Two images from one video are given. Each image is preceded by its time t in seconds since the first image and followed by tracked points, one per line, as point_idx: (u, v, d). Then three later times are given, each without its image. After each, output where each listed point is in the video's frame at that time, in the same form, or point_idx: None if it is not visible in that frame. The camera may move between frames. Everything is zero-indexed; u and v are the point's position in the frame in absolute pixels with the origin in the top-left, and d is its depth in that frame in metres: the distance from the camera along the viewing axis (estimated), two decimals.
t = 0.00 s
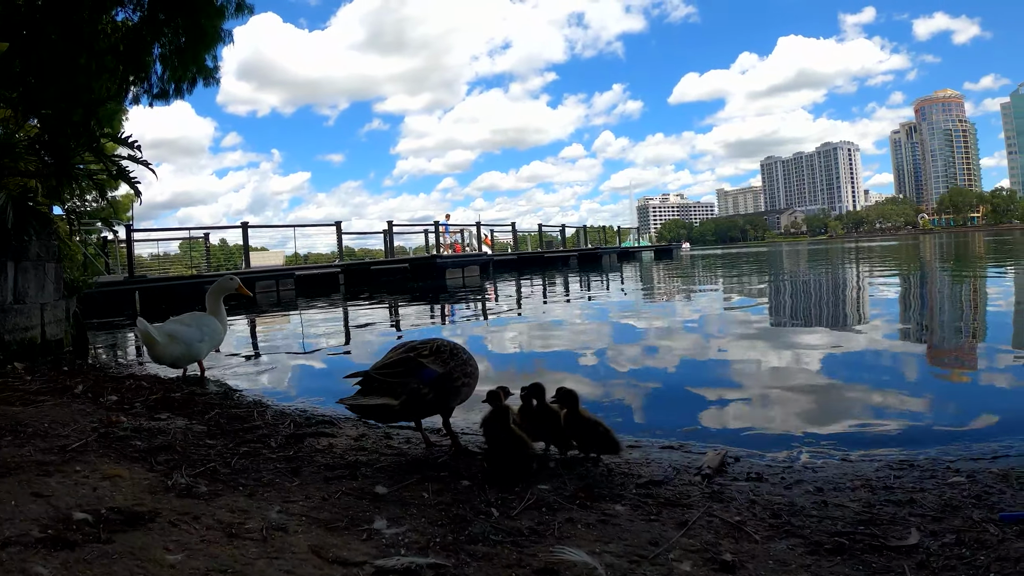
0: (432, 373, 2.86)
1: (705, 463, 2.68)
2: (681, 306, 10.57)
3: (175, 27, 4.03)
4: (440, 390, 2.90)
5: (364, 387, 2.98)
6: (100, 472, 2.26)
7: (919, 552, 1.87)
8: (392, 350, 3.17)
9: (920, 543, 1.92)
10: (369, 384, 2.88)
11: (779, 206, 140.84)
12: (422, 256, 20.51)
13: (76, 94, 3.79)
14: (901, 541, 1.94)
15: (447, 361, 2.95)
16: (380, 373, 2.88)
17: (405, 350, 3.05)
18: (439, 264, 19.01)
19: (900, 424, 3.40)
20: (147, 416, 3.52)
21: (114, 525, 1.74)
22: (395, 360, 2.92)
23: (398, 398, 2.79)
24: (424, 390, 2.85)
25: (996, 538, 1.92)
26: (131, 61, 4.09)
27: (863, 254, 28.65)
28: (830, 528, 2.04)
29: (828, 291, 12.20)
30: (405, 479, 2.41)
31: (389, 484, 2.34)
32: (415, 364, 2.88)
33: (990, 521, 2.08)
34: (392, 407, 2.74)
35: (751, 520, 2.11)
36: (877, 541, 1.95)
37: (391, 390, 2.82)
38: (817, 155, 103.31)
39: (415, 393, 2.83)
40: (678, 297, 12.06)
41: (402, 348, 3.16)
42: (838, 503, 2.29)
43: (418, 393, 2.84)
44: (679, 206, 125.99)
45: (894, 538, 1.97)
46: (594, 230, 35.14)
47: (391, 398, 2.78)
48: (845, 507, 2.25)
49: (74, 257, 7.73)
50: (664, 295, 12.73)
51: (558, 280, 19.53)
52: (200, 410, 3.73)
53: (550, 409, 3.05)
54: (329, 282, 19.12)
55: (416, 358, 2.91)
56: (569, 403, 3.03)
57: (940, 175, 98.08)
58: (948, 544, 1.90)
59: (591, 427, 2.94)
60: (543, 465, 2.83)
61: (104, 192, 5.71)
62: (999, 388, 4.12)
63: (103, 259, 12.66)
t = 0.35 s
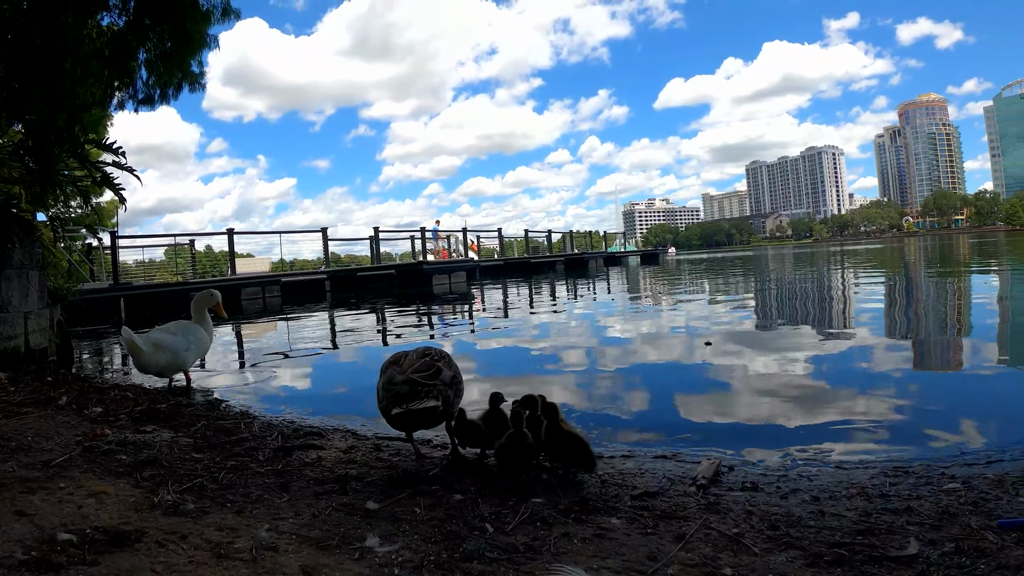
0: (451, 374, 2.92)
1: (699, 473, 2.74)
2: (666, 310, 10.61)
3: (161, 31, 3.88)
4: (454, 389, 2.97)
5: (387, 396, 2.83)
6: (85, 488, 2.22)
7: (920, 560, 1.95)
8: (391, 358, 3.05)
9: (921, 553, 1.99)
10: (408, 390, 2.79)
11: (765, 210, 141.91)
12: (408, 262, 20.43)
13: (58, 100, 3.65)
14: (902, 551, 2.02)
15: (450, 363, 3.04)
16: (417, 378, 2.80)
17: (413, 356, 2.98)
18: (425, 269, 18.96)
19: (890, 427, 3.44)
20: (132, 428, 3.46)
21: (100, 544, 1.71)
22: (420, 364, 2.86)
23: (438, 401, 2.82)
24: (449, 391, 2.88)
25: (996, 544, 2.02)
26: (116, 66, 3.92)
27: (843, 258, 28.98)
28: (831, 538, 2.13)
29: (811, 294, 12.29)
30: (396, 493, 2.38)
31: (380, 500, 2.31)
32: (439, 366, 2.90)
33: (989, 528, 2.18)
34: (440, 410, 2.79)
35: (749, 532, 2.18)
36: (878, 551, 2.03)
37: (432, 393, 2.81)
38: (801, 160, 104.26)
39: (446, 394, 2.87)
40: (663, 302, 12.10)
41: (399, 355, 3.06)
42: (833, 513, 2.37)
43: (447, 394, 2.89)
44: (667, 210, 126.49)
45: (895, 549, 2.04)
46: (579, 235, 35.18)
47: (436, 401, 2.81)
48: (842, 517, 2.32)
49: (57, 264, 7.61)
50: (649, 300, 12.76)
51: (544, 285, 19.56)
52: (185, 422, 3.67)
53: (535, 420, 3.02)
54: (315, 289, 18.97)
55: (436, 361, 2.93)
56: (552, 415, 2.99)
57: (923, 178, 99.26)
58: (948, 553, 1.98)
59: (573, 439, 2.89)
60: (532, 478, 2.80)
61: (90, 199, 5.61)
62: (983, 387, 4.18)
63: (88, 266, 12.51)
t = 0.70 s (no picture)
0: (433, 378, 2.90)
1: (686, 477, 2.82)
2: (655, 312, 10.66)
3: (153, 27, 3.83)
4: (436, 395, 2.93)
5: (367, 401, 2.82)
6: (65, 488, 2.20)
7: (905, 568, 2.07)
8: (375, 365, 3.08)
9: (909, 558, 2.13)
10: (386, 392, 2.72)
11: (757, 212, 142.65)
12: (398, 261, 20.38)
13: (48, 96, 3.58)
14: (891, 557, 2.15)
15: (436, 368, 3.05)
16: (396, 381, 2.77)
17: (397, 362, 3.00)
18: (416, 269, 18.93)
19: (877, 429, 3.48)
20: (115, 428, 3.44)
21: (76, 545, 1.70)
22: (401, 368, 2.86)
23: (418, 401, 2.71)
24: (431, 394, 2.84)
25: (981, 551, 2.12)
26: (107, 62, 3.82)
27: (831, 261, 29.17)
28: (816, 544, 2.26)
29: (798, 297, 12.38)
30: (378, 495, 2.39)
31: (361, 501, 2.31)
32: (420, 370, 2.88)
33: (978, 534, 2.27)
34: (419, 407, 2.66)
35: (735, 537, 2.29)
36: (865, 557, 2.16)
37: (411, 394, 2.73)
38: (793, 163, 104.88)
39: (427, 396, 2.80)
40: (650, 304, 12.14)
41: (384, 362, 3.09)
42: (819, 517, 2.48)
43: (428, 397, 2.81)
44: (658, 212, 126.92)
45: (883, 554, 2.17)
46: (570, 236, 35.24)
47: (415, 400, 2.69)
48: (831, 522, 2.44)
49: (45, 261, 7.55)
50: (638, 301, 12.79)
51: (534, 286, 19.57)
52: (170, 421, 3.66)
53: (513, 422, 3.05)
54: (304, 288, 18.89)
55: (418, 365, 2.91)
56: (528, 418, 2.94)
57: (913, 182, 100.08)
58: (937, 558, 2.11)
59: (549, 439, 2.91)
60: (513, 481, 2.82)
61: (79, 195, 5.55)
62: (968, 391, 4.25)
63: (76, 263, 12.40)
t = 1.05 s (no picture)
0: (442, 388, 2.84)
1: (698, 476, 2.77)
2: (657, 310, 10.61)
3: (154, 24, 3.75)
4: (445, 404, 2.88)
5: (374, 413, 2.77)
6: (64, 488, 2.15)
7: (925, 569, 2.02)
8: (383, 372, 3.03)
9: (928, 559, 2.08)
10: (391, 407, 2.67)
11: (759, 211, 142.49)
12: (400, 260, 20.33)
13: (51, 93, 3.49)
14: (909, 558, 2.10)
15: (445, 375, 2.98)
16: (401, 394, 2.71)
17: (405, 371, 2.94)
18: (417, 268, 18.87)
19: (886, 429, 3.43)
20: (117, 426, 3.39)
21: (77, 548, 1.66)
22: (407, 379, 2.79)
23: (424, 415, 2.66)
24: (441, 405, 2.79)
25: (1002, 552, 2.07)
26: (110, 60, 3.72)
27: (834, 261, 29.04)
28: (833, 545, 2.20)
29: (802, 296, 12.31)
30: (385, 496, 2.33)
31: (368, 502, 2.26)
32: (428, 379, 2.83)
33: (996, 533, 2.23)
34: (425, 422, 2.60)
35: (751, 538, 2.24)
36: (885, 558, 2.11)
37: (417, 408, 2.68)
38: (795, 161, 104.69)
39: (434, 408, 2.74)
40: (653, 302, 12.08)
41: (391, 369, 3.04)
42: (835, 517, 2.43)
43: (436, 410, 2.76)
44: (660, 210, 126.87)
45: (902, 555, 2.12)
46: (572, 234, 35.17)
47: (420, 414, 2.64)
48: (846, 522, 2.39)
49: (48, 258, 7.51)
50: (641, 300, 12.72)
51: (537, 284, 19.50)
52: (173, 420, 3.61)
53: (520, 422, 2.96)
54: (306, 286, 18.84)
55: (425, 374, 2.84)
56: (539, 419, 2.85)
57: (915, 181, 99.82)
58: (955, 558, 2.06)
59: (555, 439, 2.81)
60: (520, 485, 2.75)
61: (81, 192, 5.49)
62: (975, 390, 4.21)
63: (78, 261, 12.38)
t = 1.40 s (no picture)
0: (456, 395, 2.75)
1: (719, 485, 2.67)
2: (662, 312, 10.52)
3: (157, 28, 3.64)
4: (460, 412, 2.78)
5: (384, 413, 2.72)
6: (70, 502, 2.08)
7: None
8: (402, 371, 2.97)
9: (960, 569, 1.99)
10: (397, 408, 2.62)
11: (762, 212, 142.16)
12: (404, 263, 20.27)
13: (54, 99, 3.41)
14: (940, 568, 2.00)
15: (464, 382, 2.88)
16: (410, 397, 2.64)
17: (421, 371, 2.89)
18: (421, 271, 18.81)
19: (902, 431, 3.34)
20: (123, 435, 3.32)
21: (83, 568, 1.59)
22: (420, 381, 2.72)
23: (430, 421, 2.58)
24: (451, 413, 2.70)
25: None
26: (114, 64, 3.66)
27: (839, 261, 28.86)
28: (864, 556, 2.11)
29: (808, 297, 12.20)
30: (401, 508, 2.26)
31: (383, 515, 2.18)
32: (442, 385, 2.74)
33: None
34: (429, 429, 2.52)
35: (779, 549, 2.15)
36: (917, 568, 2.02)
37: (423, 413, 2.61)
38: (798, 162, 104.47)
39: (443, 415, 2.66)
40: (658, 303, 11.99)
41: (411, 368, 2.97)
42: (862, 525, 2.34)
43: (446, 416, 2.67)
44: (663, 212, 126.61)
45: (933, 565, 2.03)
46: (576, 236, 35.13)
47: (425, 421, 2.56)
48: (874, 531, 2.30)
49: (52, 263, 7.46)
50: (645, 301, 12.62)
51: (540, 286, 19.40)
52: (179, 429, 3.54)
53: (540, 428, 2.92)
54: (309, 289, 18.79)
55: (441, 379, 2.76)
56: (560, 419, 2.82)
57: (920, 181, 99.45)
58: (987, 568, 1.98)
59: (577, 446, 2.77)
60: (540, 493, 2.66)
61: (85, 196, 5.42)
62: (987, 389, 4.11)
63: (83, 266, 12.36)
